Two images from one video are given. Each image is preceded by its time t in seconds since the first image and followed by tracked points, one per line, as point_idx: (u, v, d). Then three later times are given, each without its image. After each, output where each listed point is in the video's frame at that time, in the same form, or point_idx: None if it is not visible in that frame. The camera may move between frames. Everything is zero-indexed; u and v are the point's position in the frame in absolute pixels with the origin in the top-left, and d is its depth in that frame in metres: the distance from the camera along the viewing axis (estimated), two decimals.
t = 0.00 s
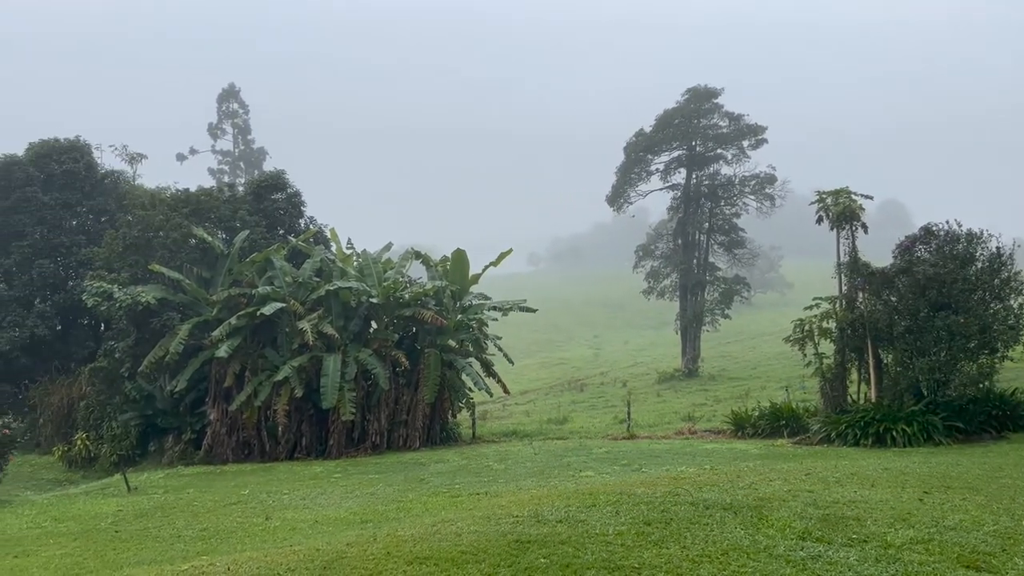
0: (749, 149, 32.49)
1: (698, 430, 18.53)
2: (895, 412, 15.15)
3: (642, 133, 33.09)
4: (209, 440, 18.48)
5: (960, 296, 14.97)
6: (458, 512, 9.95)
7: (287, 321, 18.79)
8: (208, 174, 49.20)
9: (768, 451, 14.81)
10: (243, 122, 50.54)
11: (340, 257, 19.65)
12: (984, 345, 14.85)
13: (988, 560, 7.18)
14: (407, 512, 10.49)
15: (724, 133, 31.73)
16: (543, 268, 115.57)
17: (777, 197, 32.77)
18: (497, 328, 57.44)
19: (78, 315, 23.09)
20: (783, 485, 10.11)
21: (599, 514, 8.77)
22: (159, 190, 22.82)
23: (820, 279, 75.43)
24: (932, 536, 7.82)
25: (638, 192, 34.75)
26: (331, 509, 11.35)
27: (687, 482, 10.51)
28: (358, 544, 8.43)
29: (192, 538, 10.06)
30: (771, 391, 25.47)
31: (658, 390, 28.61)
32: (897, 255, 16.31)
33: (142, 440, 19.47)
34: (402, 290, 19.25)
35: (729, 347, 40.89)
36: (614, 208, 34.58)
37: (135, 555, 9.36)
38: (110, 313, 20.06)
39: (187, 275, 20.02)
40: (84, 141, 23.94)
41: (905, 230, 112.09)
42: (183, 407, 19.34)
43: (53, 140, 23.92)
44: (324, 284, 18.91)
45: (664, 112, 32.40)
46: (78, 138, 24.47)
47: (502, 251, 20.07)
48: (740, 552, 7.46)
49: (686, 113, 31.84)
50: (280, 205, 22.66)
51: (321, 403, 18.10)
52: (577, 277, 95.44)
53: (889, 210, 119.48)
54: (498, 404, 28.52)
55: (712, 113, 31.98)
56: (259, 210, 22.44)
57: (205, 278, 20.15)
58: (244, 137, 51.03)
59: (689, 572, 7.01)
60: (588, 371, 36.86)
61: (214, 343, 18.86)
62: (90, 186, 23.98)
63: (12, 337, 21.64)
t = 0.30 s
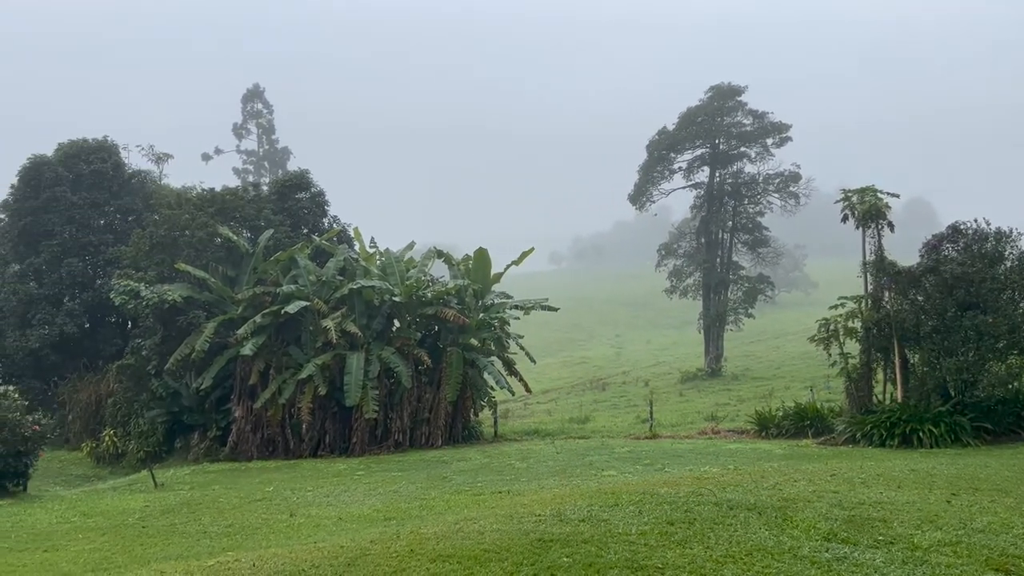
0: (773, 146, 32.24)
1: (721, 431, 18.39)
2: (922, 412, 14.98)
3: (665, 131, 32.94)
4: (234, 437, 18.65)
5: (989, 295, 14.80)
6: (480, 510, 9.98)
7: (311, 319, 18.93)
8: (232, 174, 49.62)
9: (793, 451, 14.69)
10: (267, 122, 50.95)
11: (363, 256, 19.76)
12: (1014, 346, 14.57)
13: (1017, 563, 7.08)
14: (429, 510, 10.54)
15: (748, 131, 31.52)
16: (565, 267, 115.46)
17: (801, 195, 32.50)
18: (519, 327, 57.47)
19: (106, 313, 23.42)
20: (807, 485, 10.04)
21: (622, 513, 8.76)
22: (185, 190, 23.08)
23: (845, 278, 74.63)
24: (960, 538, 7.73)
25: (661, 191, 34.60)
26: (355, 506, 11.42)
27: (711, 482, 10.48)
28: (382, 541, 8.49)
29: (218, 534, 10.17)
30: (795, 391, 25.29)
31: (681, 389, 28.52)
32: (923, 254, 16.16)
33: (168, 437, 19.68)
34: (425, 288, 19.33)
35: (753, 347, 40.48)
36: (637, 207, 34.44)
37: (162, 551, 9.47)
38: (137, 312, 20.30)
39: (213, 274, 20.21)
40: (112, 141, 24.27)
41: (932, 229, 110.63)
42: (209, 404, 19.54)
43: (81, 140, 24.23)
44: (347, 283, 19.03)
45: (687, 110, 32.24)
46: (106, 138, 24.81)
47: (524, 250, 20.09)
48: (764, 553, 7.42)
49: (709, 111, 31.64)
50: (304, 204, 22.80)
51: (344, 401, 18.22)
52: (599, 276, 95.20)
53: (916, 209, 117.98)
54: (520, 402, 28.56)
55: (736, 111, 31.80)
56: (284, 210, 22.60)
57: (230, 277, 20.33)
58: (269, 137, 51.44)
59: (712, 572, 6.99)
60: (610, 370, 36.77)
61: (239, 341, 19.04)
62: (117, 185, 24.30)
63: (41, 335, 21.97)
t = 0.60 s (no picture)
0: (798, 144, 31.96)
1: (745, 430, 18.31)
2: (949, 413, 14.78)
3: (688, 129, 32.75)
4: (258, 435, 18.81)
5: (1018, 295, 14.60)
6: (503, 509, 9.98)
7: (334, 317, 19.07)
8: (256, 173, 50.01)
9: (817, 451, 14.56)
10: (290, 122, 51.26)
11: (385, 255, 19.84)
12: None
13: None
14: (452, 508, 10.55)
15: (772, 128, 31.25)
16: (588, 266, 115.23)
17: (826, 193, 32.19)
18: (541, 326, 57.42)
19: (132, 312, 23.76)
20: (832, 486, 9.94)
21: (645, 513, 8.72)
22: (210, 189, 23.29)
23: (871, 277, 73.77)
24: (989, 540, 7.62)
25: (684, 188, 34.41)
26: (378, 504, 11.46)
27: (734, 482, 10.42)
28: (404, 538, 8.52)
29: (242, 531, 10.25)
30: (820, 390, 25.07)
31: (704, 389, 28.39)
32: (951, 252, 15.95)
33: (194, 434, 19.89)
34: (447, 287, 19.37)
35: (777, 347, 40.12)
36: (659, 205, 34.29)
37: (187, 546, 9.56)
38: (163, 310, 20.50)
39: (237, 273, 20.41)
40: (138, 141, 24.54)
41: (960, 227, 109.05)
42: (234, 402, 19.73)
43: (109, 141, 24.51)
44: (370, 282, 19.11)
45: (710, 107, 32.01)
46: (133, 138, 25.10)
47: (546, 249, 20.07)
48: (789, 554, 7.36)
49: (733, 109, 31.39)
50: (327, 203, 22.90)
51: (367, 399, 18.30)
52: (621, 274, 94.89)
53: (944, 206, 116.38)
54: (542, 401, 28.58)
55: (760, 108, 31.51)
56: (307, 209, 22.71)
57: (254, 276, 20.54)
58: (292, 137, 51.75)
59: (736, 572, 6.94)
60: (632, 369, 36.67)
61: (263, 340, 19.20)
62: (144, 185, 24.60)
63: (70, 332, 22.22)
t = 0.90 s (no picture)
0: (824, 142, 31.64)
1: (769, 430, 18.20)
2: (978, 414, 14.58)
3: (711, 127, 32.55)
4: (282, 432, 18.97)
5: None
6: (525, 508, 9.98)
7: (358, 316, 19.19)
8: (280, 173, 50.36)
9: (843, 452, 14.41)
10: (314, 121, 51.60)
11: (408, 254, 19.92)
12: None
13: None
14: (474, 506, 10.58)
15: (797, 126, 30.95)
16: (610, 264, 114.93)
17: (852, 191, 31.79)
18: (563, 324, 57.37)
19: (159, 310, 24.16)
20: (858, 487, 9.83)
21: (668, 513, 8.69)
22: (235, 189, 23.54)
23: (898, 276, 72.89)
24: (1019, 544, 7.49)
25: (707, 187, 34.22)
26: (401, 502, 11.50)
27: (759, 483, 10.34)
28: (427, 536, 8.55)
29: (267, 528, 10.33)
30: (846, 391, 24.84)
31: (727, 389, 28.23)
32: (980, 251, 15.70)
33: (219, 431, 20.06)
34: (469, 286, 19.40)
35: (802, 346, 39.72)
36: (683, 204, 34.11)
37: (213, 542, 9.66)
38: (189, 308, 20.71)
39: (262, 272, 20.61)
40: (164, 141, 24.86)
41: (989, 225, 107.45)
42: (259, 399, 19.91)
43: (136, 141, 24.77)
44: (393, 280, 19.18)
45: (734, 105, 31.78)
46: (159, 138, 25.45)
47: (568, 247, 20.02)
48: (814, 555, 7.29)
49: (757, 106, 31.13)
50: (350, 203, 23.02)
51: (390, 397, 18.38)
52: (644, 273, 94.54)
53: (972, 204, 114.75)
54: (564, 400, 28.58)
55: (785, 106, 31.22)
56: (331, 208, 22.83)
57: (278, 274, 20.74)
58: (316, 136, 52.07)
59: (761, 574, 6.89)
60: (655, 369, 36.52)
61: (288, 338, 19.36)
62: (170, 184, 24.95)
63: (97, 330, 22.49)
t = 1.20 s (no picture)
0: (849, 140, 31.33)
1: (793, 431, 18.06)
2: (1007, 416, 14.39)
3: (735, 125, 32.34)
4: (306, 430, 19.11)
5: None
6: (547, 507, 9.99)
7: (380, 315, 19.28)
8: (304, 173, 50.72)
9: (868, 454, 14.27)
10: (337, 122, 51.91)
11: (430, 253, 19.99)
12: None
13: None
14: (496, 505, 10.60)
15: (822, 124, 30.67)
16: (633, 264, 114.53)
17: (878, 189, 31.44)
18: (585, 324, 57.28)
19: (184, 309, 24.44)
20: (884, 489, 9.74)
21: (691, 513, 8.66)
22: (259, 189, 23.74)
23: (925, 275, 72.03)
24: None
25: (730, 186, 34.01)
26: (423, 500, 11.54)
27: (782, 484, 10.27)
28: (449, 535, 8.58)
29: (291, 525, 10.41)
30: (871, 391, 24.58)
31: (751, 389, 28.06)
32: (1009, 250, 15.49)
33: (243, 429, 20.24)
34: (491, 285, 19.43)
35: (827, 346, 39.32)
36: (705, 203, 33.93)
37: (237, 539, 9.75)
38: (214, 307, 20.93)
39: (286, 271, 20.79)
40: (190, 141, 25.14)
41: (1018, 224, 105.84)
42: (283, 397, 20.08)
43: (162, 142, 25.05)
44: (415, 279, 19.26)
45: (758, 103, 31.55)
46: (184, 138, 25.73)
47: (589, 246, 19.98)
48: (839, 557, 7.24)
49: (781, 104, 30.89)
50: (373, 202, 23.11)
51: (412, 396, 18.46)
52: (666, 273, 94.11)
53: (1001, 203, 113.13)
54: (586, 399, 28.54)
55: (809, 104, 30.94)
56: (354, 208, 22.94)
57: (302, 274, 20.91)
58: (339, 136, 52.37)
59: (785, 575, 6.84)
60: (678, 369, 36.36)
61: (311, 336, 19.50)
62: (195, 184, 25.21)
63: (125, 328, 22.76)
